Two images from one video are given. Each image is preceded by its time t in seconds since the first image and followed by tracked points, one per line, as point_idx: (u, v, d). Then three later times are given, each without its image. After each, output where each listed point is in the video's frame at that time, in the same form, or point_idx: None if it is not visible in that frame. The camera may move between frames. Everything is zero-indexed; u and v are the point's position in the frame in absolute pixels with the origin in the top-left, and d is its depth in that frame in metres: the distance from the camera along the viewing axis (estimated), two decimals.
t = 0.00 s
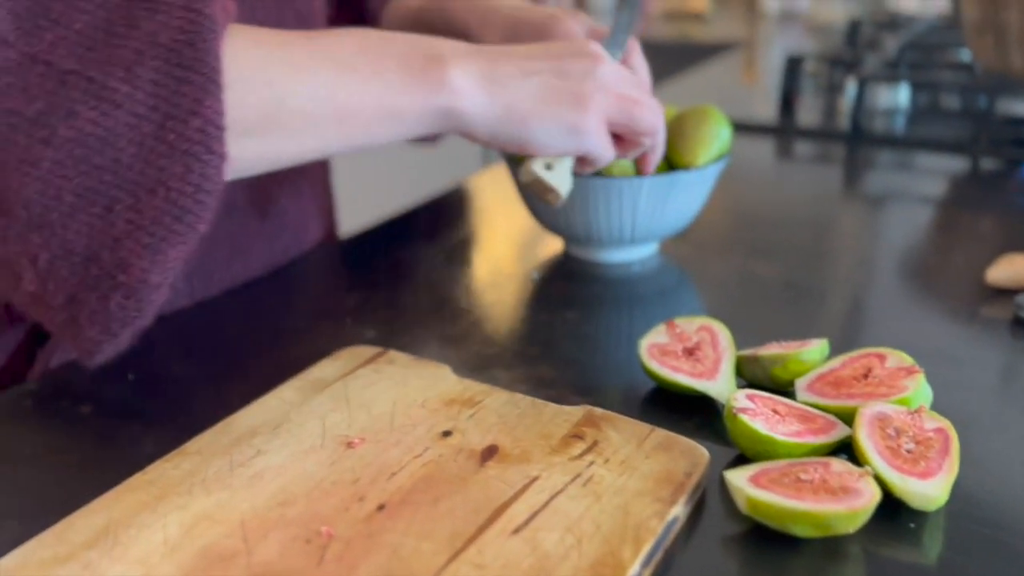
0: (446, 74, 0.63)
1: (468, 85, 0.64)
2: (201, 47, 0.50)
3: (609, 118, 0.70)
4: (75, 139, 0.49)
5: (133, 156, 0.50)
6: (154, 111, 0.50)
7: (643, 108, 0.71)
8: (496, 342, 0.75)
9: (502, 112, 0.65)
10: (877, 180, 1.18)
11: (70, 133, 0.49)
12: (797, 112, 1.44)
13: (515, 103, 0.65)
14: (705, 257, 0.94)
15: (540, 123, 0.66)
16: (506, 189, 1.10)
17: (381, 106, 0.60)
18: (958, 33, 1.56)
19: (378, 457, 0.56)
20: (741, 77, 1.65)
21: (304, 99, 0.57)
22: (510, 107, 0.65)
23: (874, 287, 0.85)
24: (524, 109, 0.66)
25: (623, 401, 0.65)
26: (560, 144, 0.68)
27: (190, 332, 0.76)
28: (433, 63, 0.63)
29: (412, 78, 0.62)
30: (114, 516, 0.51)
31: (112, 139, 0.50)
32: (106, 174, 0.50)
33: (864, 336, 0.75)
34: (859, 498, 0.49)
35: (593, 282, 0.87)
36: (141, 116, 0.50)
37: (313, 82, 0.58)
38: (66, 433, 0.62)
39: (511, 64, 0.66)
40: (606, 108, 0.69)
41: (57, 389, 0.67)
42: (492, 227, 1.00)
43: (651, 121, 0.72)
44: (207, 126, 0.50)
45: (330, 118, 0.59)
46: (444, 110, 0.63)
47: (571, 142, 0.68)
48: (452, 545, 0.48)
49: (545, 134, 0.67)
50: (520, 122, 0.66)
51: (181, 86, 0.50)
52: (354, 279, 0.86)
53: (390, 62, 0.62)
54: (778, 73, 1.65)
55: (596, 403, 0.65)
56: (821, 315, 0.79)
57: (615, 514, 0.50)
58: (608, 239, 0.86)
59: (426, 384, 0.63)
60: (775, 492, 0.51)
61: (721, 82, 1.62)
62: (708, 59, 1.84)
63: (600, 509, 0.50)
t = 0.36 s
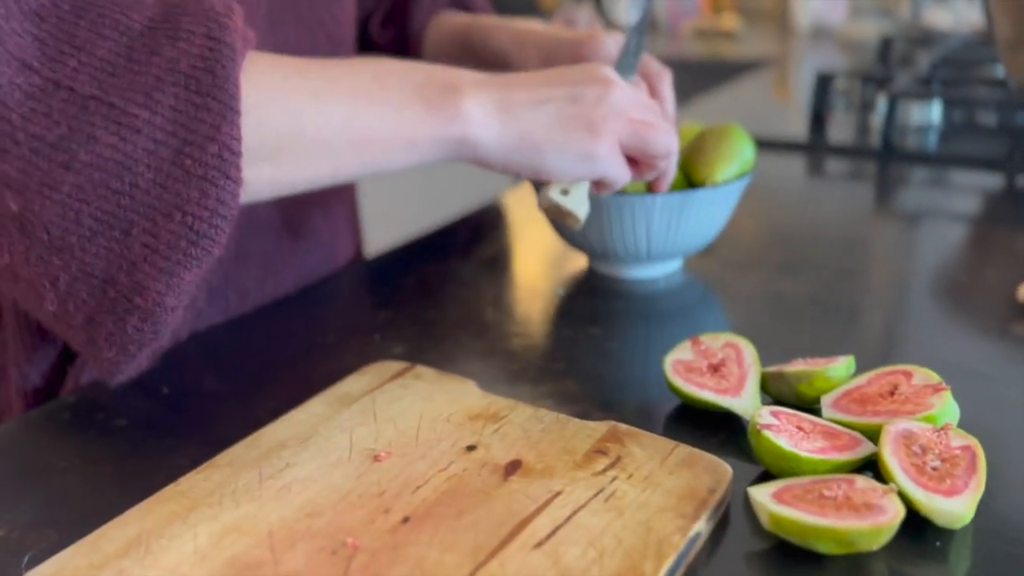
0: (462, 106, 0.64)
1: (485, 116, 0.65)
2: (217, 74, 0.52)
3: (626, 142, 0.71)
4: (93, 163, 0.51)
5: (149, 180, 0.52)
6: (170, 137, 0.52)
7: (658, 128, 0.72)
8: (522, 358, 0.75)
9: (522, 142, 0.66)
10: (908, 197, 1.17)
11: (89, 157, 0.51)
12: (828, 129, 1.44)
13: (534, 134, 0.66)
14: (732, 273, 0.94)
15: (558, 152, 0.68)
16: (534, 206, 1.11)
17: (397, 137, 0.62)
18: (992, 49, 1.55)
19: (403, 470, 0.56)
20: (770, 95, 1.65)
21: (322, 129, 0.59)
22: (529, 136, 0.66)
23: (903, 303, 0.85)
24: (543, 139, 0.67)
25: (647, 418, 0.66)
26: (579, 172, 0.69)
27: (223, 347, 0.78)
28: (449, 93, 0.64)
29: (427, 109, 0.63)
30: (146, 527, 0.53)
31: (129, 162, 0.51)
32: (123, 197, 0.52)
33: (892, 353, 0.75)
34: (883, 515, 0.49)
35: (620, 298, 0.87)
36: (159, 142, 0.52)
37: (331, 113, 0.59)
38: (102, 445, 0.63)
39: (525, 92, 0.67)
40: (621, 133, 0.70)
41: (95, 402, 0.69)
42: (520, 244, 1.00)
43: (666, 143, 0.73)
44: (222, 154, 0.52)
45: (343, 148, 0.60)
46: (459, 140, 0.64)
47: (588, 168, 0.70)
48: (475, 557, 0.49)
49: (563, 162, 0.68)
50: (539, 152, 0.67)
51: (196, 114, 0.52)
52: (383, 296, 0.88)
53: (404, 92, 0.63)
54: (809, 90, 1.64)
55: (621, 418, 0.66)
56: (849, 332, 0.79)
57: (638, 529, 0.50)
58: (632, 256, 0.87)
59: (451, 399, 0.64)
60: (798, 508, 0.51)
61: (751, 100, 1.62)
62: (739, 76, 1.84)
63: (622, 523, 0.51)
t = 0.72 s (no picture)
0: (372, 82, 0.59)
1: (389, 87, 0.59)
2: (107, 125, 0.54)
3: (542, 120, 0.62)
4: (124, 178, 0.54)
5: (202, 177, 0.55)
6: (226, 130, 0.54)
7: (607, 106, 0.62)
8: (543, 371, 0.76)
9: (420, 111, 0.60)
10: (935, 212, 1.16)
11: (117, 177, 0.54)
12: (854, 144, 1.43)
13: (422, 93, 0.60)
14: (755, 288, 0.93)
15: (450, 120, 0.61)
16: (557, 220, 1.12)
17: (308, 130, 0.59)
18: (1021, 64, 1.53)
19: (424, 481, 0.57)
20: (796, 109, 1.64)
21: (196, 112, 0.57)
22: (428, 105, 0.60)
23: (928, 318, 0.84)
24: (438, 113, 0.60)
25: (668, 432, 0.66)
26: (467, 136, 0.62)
27: (248, 358, 0.78)
28: (355, 73, 0.59)
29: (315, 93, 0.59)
30: (171, 535, 0.53)
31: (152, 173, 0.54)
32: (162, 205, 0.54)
33: (916, 369, 0.74)
34: (904, 531, 0.49)
35: (641, 312, 0.87)
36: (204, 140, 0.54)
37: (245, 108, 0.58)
38: (128, 456, 0.64)
39: (458, 58, 0.60)
40: (561, 114, 0.61)
41: (122, 412, 0.70)
42: (542, 258, 1.01)
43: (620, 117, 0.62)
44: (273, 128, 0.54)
45: (269, 142, 0.59)
46: (370, 125, 0.60)
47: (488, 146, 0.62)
48: (493, 569, 0.49)
49: (455, 127, 0.61)
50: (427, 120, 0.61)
51: (95, 169, 0.54)
52: (406, 308, 0.88)
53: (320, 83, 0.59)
54: (835, 104, 1.63)
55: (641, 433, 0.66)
56: (873, 348, 0.79)
57: (656, 543, 0.50)
58: (654, 270, 0.87)
59: (472, 411, 0.64)
60: (818, 524, 0.50)
61: (777, 115, 1.61)
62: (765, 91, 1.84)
63: (641, 537, 0.51)
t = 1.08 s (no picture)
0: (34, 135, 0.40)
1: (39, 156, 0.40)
2: None
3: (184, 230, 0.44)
4: (128, 51, 0.67)
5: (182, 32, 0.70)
6: None
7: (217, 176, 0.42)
8: (567, 377, 0.76)
9: (67, 189, 0.41)
10: (963, 223, 1.15)
11: (108, 60, 0.67)
12: (881, 154, 1.42)
13: (71, 178, 0.41)
14: (779, 297, 0.93)
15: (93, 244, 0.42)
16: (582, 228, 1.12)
17: None
18: None
19: (447, 484, 0.58)
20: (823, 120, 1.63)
21: None
22: (72, 185, 0.41)
23: (954, 329, 0.83)
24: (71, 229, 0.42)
25: (691, 439, 0.66)
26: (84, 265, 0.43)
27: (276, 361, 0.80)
28: None
29: None
30: (201, 533, 0.55)
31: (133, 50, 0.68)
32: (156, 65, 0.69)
33: (942, 380, 0.74)
34: (927, 539, 0.49)
35: (665, 319, 0.88)
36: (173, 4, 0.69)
37: None
38: (161, 454, 0.66)
39: None
40: (124, 213, 0.42)
41: (154, 411, 0.71)
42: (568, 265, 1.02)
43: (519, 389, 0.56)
44: None
45: None
46: None
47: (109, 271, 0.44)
48: (516, 571, 0.50)
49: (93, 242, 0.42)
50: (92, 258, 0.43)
51: None
52: (432, 314, 0.89)
53: None
54: (862, 115, 1.63)
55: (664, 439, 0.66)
56: (898, 359, 0.78)
57: (678, 547, 0.51)
58: (678, 278, 0.87)
59: (496, 416, 0.65)
60: (841, 531, 0.50)
61: (804, 125, 1.61)
62: (792, 101, 1.83)
63: (662, 541, 0.52)
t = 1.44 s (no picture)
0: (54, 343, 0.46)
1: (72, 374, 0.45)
2: None
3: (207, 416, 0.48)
4: (59, 86, 0.67)
5: (125, 62, 0.70)
6: (133, 19, 0.70)
7: (102, 440, 0.46)
8: (593, 381, 0.77)
9: (95, 386, 0.46)
10: (994, 231, 1.14)
11: (37, 99, 0.66)
12: (910, 162, 1.41)
13: (97, 388, 0.46)
14: (806, 303, 0.93)
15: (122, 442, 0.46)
16: (609, 233, 1.13)
17: None
18: None
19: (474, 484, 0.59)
20: (852, 127, 1.63)
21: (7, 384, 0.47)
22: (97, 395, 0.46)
23: (983, 336, 0.83)
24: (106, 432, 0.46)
25: (717, 443, 0.66)
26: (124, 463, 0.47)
27: (305, 363, 0.81)
28: (17, 348, 0.46)
29: None
30: (232, 528, 0.56)
31: (67, 84, 0.67)
32: (94, 98, 0.69)
33: (970, 387, 0.74)
34: (952, 544, 0.48)
35: (691, 325, 0.88)
36: (112, 31, 0.69)
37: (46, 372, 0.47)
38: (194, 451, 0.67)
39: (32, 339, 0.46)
40: (81, 394, 0.45)
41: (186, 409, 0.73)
42: (594, 270, 1.02)
43: (527, 427, 0.60)
44: (150, 8, 0.70)
45: None
46: None
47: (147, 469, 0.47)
48: (541, 568, 0.51)
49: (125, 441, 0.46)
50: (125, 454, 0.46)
51: None
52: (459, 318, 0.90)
53: None
54: (892, 122, 1.62)
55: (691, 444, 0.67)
56: (925, 367, 0.78)
57: (702, 548, 0.52)
58: (704, 284, 0.87)
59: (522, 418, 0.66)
60: (865, 535, 0.50)
61: (832, 132, 1.60)
62: (820, 108, 1.82)
63: (686, 542, 0.52)
